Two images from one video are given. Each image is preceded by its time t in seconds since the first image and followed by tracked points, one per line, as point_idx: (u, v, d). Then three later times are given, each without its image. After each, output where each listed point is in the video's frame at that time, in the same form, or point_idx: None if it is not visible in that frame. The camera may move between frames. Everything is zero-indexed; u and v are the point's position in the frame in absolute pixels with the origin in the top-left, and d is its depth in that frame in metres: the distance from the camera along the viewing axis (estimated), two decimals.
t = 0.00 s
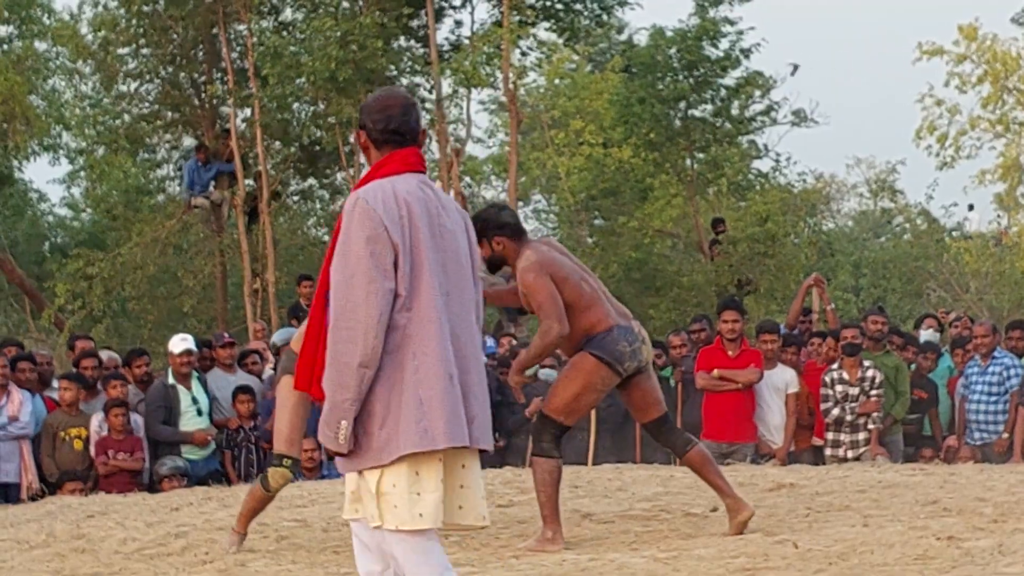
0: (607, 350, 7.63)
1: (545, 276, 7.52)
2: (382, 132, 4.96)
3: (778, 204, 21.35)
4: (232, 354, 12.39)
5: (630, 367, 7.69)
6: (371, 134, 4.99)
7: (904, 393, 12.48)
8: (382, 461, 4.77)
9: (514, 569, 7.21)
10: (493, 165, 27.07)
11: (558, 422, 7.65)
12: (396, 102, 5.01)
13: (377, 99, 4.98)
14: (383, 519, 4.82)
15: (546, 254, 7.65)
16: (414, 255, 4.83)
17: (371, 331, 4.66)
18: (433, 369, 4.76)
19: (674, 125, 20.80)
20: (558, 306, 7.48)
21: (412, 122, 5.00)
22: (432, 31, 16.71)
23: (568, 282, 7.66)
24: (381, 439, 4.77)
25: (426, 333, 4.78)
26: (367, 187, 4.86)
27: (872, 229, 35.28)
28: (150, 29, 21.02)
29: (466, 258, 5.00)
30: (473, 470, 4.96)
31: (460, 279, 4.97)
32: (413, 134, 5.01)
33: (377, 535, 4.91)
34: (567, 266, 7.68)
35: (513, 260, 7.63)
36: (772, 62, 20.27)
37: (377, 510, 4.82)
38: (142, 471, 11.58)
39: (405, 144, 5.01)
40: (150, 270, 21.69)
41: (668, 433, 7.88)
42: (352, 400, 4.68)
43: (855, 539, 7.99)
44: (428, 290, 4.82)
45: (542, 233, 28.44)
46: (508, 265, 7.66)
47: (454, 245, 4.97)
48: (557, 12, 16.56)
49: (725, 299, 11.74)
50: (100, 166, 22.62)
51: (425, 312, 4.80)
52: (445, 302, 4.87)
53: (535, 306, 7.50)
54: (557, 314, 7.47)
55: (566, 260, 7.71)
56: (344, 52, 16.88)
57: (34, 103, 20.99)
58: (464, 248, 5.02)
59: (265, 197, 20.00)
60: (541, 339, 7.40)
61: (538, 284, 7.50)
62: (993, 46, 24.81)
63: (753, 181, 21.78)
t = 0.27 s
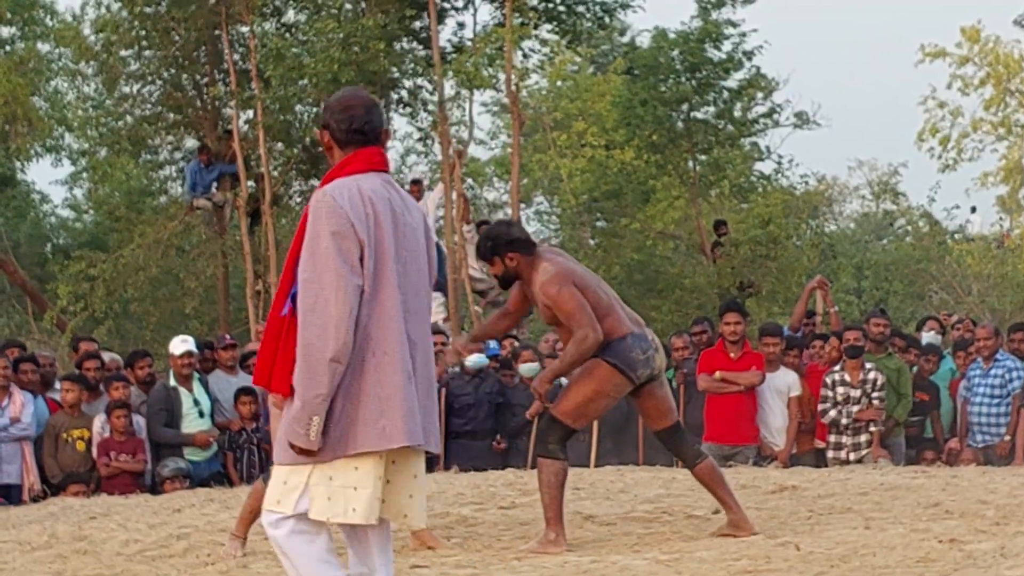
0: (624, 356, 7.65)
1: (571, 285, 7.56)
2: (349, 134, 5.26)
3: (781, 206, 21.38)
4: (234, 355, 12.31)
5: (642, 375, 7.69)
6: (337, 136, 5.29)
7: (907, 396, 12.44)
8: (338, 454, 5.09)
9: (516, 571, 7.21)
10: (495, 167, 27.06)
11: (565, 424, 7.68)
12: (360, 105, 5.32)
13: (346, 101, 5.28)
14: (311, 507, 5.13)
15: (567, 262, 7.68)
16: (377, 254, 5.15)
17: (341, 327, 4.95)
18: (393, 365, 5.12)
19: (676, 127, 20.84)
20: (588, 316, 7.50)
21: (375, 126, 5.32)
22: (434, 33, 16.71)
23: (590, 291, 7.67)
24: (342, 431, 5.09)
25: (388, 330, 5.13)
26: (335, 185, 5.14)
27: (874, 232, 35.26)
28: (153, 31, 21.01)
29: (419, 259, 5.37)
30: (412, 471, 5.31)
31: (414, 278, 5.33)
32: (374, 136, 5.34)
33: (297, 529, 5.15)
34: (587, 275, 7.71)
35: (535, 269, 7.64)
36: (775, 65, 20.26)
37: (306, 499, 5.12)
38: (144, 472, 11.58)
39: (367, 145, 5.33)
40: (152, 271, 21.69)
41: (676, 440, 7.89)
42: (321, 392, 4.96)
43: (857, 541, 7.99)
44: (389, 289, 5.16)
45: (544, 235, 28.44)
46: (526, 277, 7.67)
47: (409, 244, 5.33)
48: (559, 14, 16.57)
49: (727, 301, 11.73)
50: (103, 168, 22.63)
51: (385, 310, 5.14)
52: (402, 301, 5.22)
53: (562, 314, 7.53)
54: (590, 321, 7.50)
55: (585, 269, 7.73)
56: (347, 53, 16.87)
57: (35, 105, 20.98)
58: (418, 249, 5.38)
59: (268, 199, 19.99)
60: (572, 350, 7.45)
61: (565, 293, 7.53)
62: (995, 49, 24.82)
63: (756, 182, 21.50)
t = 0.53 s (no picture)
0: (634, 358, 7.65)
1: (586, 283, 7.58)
2: (299, 138, 5.10)
3: (782, 209, 21.41)
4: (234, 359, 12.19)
5: (650, 381, 7.70)
6: (289, 140, 5.13)
7: (908, 399, 12.43)
8: (292, 464, 4.93)
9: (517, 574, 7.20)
10: (496, 170, 27.06)
11: (571, 427, 7.66)
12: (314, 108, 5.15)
13: (296, 104, 5.11)
14: (268, 515, 4.98)
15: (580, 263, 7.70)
16: (324, 259, 4.98)
17: (284, 334, 4.81)
18: (342, 372, 4.93)
19: (677, 129, 20.78)
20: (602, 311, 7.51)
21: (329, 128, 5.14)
22: (435, 36, 16.70)
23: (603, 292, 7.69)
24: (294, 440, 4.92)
25: (336, 336, 4.94)
26: (280, 193, 5.00)
27: (875, 234, 35.27)
28: (154, 34, 21.01)
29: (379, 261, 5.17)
30: (378, 473, 5.10)
31: (370, 283, 5.14)
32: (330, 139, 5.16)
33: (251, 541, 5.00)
34: (600, 276, 7.72)
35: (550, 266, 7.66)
36: (776, 67, 20.25)
37: (262, 506, 4.98)
38: (146, 476, 11.56)
39: (322, 148, 5.16)
40: (154, 275, 21.69)
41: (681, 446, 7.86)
42: (266, 403, 4.82)
43: (859, 543, 7.98)
44: (337, 294, 4.97)
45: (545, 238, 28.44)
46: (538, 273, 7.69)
47: (365, 246, 5.13)
48: (560, 17, 16.57)
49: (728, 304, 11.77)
50: (104, 172, 22.68)
51: (334, 316, 4.95)
52: (355, 305, 5.04)
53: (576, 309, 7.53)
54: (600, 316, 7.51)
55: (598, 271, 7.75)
56: (348, 57, 16.89)
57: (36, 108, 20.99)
58: (377, 252, 5.19)
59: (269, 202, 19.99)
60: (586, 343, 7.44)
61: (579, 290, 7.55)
62: (996, 51, 24.81)
63: (757, 185, 21.83)
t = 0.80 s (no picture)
0: (614, 362, 7.61)
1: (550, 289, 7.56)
2: (245, 141, 4.98)
3: (783, 212, 21.55)
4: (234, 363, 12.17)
5: (639, 381, 7.66)
6: (236, 143, 5.01)
7: (911, 402, 12.43)
8: (228, 472, 4.82)
9: None
10: (497, 173, 27.06)
11: (564, 430, 7.64)
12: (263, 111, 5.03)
13: (243, 107, 4.99)
14: (214, 523, 4.88)
15: (559, 264, 7.64)
16: (261, 264, 4.85)
17: (216, 341, 4.68)
18: (277, 380, 4.79)
19: (679, 133, 20.73)
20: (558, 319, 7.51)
21: (277, 132, 5.02)
22: (436, 39, 16.70)
23: (578, 295, 7.64)
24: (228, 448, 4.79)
25: (272, 343, 4.81)
26: (221, 197, 4.89)
27: (876, 238, 35.27)
28: (155, 37, 20.99)
29: (328, 268, 5.03)
30: (323, 477, 5.02)
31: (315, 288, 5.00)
32: (278, 143, 5.04)
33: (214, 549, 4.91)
34: (578, 278, 7.65)
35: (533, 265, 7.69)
36: (777, 70, 20.25)
37: (207, 514, 4.88)
38: (147, 479, 11.61)
39: (269, 151, 5.03)
40: (155, 278, 21.69)
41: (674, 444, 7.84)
42: (197, 410, 4.70)
43: (860, 546, 7.97)
44: (275, 301, 4.84)
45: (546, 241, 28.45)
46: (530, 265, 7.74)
47: (311, 253, 5.00)
48: (561, 20, 16.57)
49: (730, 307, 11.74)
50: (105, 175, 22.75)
51: (271, 323, 4.83)
52: (296, 311, 4.90)
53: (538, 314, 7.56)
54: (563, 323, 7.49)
55: (580, 271, 7.68)
56: (349, 60, 16.91)
57: (37, 112, 20.97)
58: (326, 259, 5.04)
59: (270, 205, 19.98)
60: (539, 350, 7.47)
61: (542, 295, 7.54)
62: (997, 54, 24.81)
63: (757, 189, 21.91)
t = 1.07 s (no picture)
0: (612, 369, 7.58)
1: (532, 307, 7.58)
2: (205, 143, 4.90)
3: (786, 214, 21.52)
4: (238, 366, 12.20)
5: (642, 386, 7.64)
6: (198, 144, 4.94)
7: (914, 404, 12.43)
8: (192, 473, 4.79)
9: None
10: (500, 176, 27.05)
11: (564, 435, 7.62)
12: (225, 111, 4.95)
13: (203, 108, 4.91)
14: (188, 527, 4.82)
15: (542, 278, 7.64)
16: (219, 264, 4.79)
17: (168, 344, 4.66)
18: (234, 382, 4.75)
19: (681, 135, 20.79)
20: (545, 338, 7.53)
21: (239, 132, 4.92)
22: (439, 42, 16.68)
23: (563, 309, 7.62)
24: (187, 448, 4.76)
25: (229, 344, 4.76)
26: (178, 198, 4.83)
27: (879, 240, 35.27)
28: (158, 40, 21.00)
29: (292, 267, 4.94)
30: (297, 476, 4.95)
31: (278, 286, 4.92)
32: (239, 143, 4.95)
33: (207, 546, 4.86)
34: (563, 291, 7.63)
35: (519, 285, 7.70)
36: (779, 72, 20.25)
37: (181, 519, 4.83)
38: (151, 481, 11.66)
39: (230, 152, 4.96)
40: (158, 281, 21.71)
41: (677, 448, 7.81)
42: (150, 411, 4.68)
43: (863, 548, 7.96)
44: (233, 302, 4.79)
45: (549, 243, 28.47)
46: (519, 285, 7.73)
47: (272, 252, 4.91)
48: (563, 23, 16.57)
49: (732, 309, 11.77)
50: (109, 178, 22.76)
51: (230, 324, 4.77)
52: (256, 312, 4.83)
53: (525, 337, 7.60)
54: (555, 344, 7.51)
55: (566, 284, 7.65)
56: (351, 63, 16.91)
57: (40, 115, 20.98)
58: (290, 259, 4.95)
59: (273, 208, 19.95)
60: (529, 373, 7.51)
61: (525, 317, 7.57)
62: (1000, 56, 24.82)
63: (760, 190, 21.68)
